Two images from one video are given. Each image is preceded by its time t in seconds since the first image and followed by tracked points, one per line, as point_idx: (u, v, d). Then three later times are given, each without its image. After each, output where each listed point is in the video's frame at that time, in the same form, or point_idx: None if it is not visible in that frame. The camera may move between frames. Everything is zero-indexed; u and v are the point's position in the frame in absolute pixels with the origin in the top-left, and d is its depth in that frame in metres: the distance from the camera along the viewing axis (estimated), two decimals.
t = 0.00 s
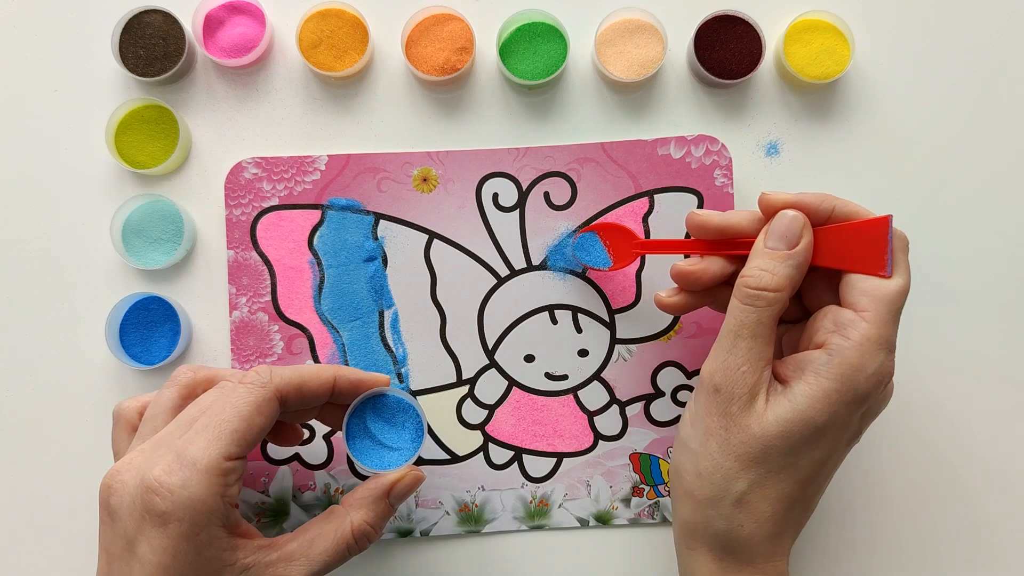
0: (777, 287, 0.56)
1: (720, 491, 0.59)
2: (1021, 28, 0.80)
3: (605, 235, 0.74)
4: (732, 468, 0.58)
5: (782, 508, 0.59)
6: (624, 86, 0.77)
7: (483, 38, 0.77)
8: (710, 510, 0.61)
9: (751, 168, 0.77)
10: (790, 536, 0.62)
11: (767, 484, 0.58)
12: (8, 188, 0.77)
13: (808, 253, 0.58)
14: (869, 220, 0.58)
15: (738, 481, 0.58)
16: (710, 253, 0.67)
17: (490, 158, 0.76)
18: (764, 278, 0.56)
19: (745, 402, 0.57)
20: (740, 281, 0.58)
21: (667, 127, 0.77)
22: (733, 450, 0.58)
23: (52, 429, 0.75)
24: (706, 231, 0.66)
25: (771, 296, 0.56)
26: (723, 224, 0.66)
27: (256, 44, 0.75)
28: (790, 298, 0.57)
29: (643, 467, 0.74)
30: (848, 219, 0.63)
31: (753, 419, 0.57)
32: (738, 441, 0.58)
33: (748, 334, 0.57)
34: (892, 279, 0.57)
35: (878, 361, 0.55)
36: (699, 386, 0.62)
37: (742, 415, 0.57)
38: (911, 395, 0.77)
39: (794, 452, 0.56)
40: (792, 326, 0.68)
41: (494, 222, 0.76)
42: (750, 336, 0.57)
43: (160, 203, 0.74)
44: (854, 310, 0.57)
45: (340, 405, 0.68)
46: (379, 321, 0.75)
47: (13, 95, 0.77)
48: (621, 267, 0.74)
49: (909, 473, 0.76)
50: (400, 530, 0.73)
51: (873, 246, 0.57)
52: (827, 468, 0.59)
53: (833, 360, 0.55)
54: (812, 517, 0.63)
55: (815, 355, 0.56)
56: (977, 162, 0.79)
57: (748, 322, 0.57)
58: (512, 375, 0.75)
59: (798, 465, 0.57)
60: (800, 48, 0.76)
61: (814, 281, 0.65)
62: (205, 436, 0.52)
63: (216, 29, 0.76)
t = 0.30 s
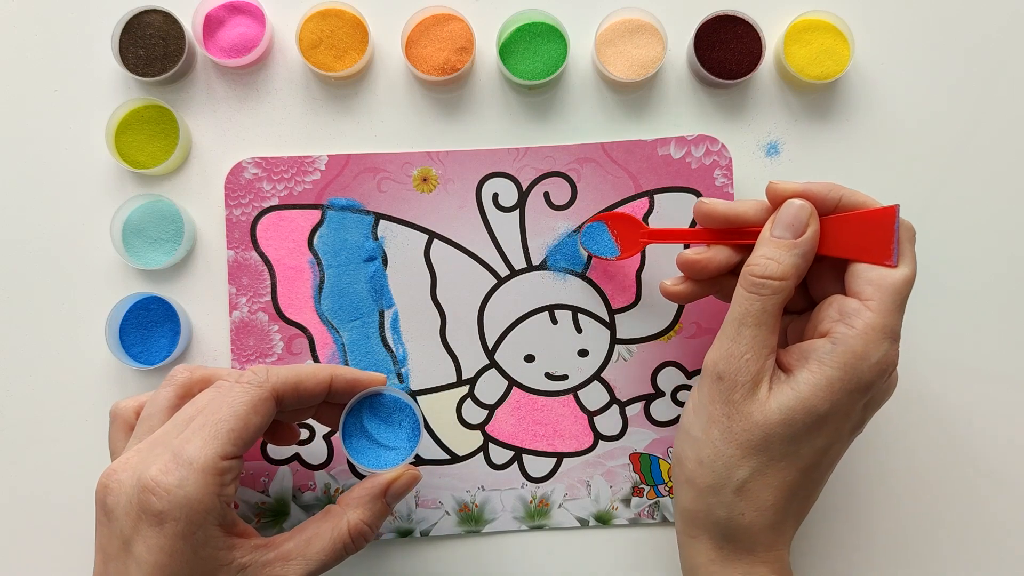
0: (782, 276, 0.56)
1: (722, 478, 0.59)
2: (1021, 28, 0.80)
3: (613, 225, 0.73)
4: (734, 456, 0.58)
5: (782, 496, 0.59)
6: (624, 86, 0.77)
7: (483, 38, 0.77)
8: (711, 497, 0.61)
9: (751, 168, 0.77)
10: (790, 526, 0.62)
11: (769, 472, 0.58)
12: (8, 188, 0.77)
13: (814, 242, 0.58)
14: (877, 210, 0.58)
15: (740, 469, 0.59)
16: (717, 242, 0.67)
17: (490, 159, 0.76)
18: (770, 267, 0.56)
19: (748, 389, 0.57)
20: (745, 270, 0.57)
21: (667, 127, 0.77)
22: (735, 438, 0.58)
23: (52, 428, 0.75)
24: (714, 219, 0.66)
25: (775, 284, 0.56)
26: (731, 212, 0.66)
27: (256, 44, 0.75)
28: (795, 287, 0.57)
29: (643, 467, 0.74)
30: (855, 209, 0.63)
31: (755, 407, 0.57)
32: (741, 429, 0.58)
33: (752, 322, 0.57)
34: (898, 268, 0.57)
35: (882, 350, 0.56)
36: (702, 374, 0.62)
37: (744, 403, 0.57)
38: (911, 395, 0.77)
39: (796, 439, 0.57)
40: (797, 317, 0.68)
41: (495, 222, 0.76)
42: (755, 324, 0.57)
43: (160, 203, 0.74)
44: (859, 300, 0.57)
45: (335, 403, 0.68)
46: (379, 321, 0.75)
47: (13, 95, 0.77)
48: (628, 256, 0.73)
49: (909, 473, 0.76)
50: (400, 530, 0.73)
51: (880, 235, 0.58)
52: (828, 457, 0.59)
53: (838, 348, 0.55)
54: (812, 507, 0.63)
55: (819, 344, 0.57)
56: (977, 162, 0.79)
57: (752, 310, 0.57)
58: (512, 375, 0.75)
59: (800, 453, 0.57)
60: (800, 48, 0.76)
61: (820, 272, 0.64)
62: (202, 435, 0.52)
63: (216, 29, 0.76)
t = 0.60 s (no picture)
0: (781, 279, 0.56)
1: (719, 483, 0.59)
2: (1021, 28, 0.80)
3: (618, 226, 0.73)
4: (729, 459, 0.58)
5: (780, 501, 0.59)
6: (624, 86, 0.77)
7: (483, 38, 0.77)
8: (708, 501, 0.61)
9: (751, 168, 0.77)
10: (789, 531, 0.62)
11: (765, 476, 0.58)
12: (8, 187, 0.77)
13: (814, 244, 0.57)
14: (878, 211, 0.57)
15: (736, 473, 0.59)
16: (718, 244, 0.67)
17: (490, 159, 0.76)
18: (768, 270, 0.56)
19: (745, 393, 0.57)
20: (743, 273, 0.57)
21: (667, 127, 0.77)
22: (732, 441, 0.58)
23: (52, 428, 0.75)
24: (715, 221, 0.66)
25: (773, 288, 0.56)
26: (731, 213, 0.65)
27: (256, 44, 0.75)
28: (794, 291, 0.57)
29: (643, 467, 0.74)
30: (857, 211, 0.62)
31: (752, 411, 0.57)
32: (737, 433, 0.58)
33: (750, 326, 0.57)
34: (898, 272, 0.56)
35: (880, 355, 0.55)
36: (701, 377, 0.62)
37: (741, 407, 0.57)
38: (911, 395, 0.77)
39: (792, 445, 0.56)
40: (800, 319, 0.68)
41: (495, 222, 0.76)
42: (752, 328, 0.56)
43: (160, 203, 0.74)
44: (858, 304, 0.57)
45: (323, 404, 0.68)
46: (379, 321, 0.75)
47: (13, 95, 0.77)
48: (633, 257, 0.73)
49: (910, 473, 0.76)
50: (400, 530, 0.73)
51: (881, 238, 0.57)
52: (827, 463, 0.59)
53: (835, 353, 0.55)
54: (812, 512, 0.63)
55: (817, 349, 0.56)
56: (977, 162, 0.79)
57: (751, 313, 0.56)
58: (512, 375, 0.75)
59: (797, 458, 0.57)
60: (800, 48, 0.76)
61: (823, 274, 0.64)
62: (188, 438, 0.52)
63: (216, 29, 0.76)
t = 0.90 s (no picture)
0: (775, 280, 0.55)
1: (710, 484, 0.59)
2: (1021, 28, 0.80)
3: (619, 221, 0.73)
4: (721, 462, 0.58)
5: (772, 503, 0.59)
6: (624, 85, 0.77)
7: (483, 38, 0.77)
8: (700, 502, 0.61)
9: (751, 168, 0.77)
10: (783, 532, 0.62)
11: (756, 478, 0.58)
12: (8, 188, 0.77)
13: (809, 244, 0.56)
14: (875, 211, 0.56)
15: (727, 475, 0.59)
16: (716, 241, 0.66)
17: (490, 159, 0.76)
18: (761, 271, 0.55)
19: (736, 396, 0.57)
20: (737, 274, 0.57)
21: (667, 127, 0.77)
22: (723, 443, 0.58)
23: (53, 429, 0.75)
24: (712, 218, 0.65)
25: (766, 289, 0.55)
26: (728, 211, 0.64)
27: (256, 44, 0.75)
28: (788, 292, 0.56)
29: (643, 467, 0.74)
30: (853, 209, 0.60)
31: (743, 413, 0.57)
32: (728, 435, 0.58)
33: (742, 328, 0.56)
34: (894, 273, 0.55)
35: (873, 359, 0.54)
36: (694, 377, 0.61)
37: (732, 409, 0.57)
38: (910, 395, 0.77)
39: (784, 447, 0.56)
40: (801, 317, 0.67)
41: (495, 222, 0.76)
42: (744, 329, 0.56)
43: (160, 203, 0.74)
44: (851, 306, 0.56)
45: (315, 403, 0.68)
46: (379, 321, 0.75)
47: (13, 95, 0.77)
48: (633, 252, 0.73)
49: (910, 473, 0.76)
50: (400, 530, 0.73)
51: (877, 238, 0.56)
52: (821, 464, 0.58)
53: (827, 356, 0.54)
54: (807, 513, 0.62)
55: (809, 351, 0.56)
56: (977, 161, 0.79)
57: (743, 315, 0.56)
58: (512, 375, 0.75)
59: (789, 461, 0.57)
60: (800, 48, 0.76)
61: (822, 271, 0.63)
62: (177, 437, 0.52)
63: (216, 29, 0.76)
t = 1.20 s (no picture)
0: (799, 291, 0.56)
1: (745, 505, 0.58)
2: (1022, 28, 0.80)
3: (598, 241, 0.72)
4: (757, 477, 0.57)
5: (803, 516, 0.59)
6: (624, 86, 0.77)
7: (483, 38, 0.77)
8: (733, 521, 0.59)
9: (751, 168, 0.77)
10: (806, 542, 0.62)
11: (790, 492, 0.58)
12: (8, 187, 0.77)
13: (824, 258, 0.57)
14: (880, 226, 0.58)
15: (763, 491, 0.58)
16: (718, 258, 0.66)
17: (490, 159, 0.76)
18: (785, 283, 0.56)
19: (769, 409, 0.56)
20: (760, 285, 0.57)
21: (667, 127, 0.77)
22: (758, 459, 0.57)
23: (53, 429, 0.75)
24: (715, 234, 0.64)
25: (792, 300, 0.56)
26: (733, 227, 0.64)
27: (256, 44, 0.75)
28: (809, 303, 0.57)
29: (643, 467, 0.74)
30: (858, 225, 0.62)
31: (778, 427, 0.56)
32: (764, 450, 0.57)
33: (771, 340, 0.56)
34: (903, 285, 0.57)
35: (897, 365, 0.56)
36: (715, 392, 0.60)
37: (767, 424, 0.56)
38: (910, 395, 0.77)
39: (817, 459, 0.56)
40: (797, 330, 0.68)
41: (495, 222, 0.76)
42: (773, 342, 0.55)
43: (160, 203, 0.74)
44: (870, 315, 0.57)
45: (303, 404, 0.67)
46: (379, 321, 0.75)
47: (13, 95, 0.77)
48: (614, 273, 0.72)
49: (910, 473, 0.76)
50: (400, 530, 0.73)
51: (883, 252, 0.58)
52: (843, 472, 0.59)
53: (855, 364, 0.56)
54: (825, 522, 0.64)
55: (836, 360, 0.57)
56: (977, 162, 0.79)
57: (771, 327, 0.56)
58: (513, 375, 0.75)
59: (820, 472, 0.57)
60: (800, 48, 0.76)
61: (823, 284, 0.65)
62: (168, 440, 0.52)
63: (216, 29, 0.76)
